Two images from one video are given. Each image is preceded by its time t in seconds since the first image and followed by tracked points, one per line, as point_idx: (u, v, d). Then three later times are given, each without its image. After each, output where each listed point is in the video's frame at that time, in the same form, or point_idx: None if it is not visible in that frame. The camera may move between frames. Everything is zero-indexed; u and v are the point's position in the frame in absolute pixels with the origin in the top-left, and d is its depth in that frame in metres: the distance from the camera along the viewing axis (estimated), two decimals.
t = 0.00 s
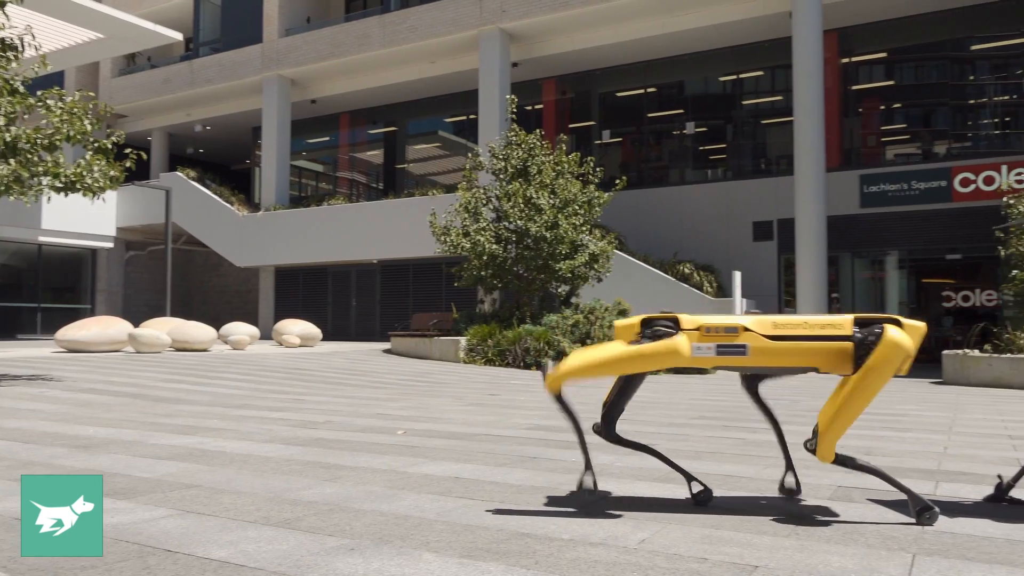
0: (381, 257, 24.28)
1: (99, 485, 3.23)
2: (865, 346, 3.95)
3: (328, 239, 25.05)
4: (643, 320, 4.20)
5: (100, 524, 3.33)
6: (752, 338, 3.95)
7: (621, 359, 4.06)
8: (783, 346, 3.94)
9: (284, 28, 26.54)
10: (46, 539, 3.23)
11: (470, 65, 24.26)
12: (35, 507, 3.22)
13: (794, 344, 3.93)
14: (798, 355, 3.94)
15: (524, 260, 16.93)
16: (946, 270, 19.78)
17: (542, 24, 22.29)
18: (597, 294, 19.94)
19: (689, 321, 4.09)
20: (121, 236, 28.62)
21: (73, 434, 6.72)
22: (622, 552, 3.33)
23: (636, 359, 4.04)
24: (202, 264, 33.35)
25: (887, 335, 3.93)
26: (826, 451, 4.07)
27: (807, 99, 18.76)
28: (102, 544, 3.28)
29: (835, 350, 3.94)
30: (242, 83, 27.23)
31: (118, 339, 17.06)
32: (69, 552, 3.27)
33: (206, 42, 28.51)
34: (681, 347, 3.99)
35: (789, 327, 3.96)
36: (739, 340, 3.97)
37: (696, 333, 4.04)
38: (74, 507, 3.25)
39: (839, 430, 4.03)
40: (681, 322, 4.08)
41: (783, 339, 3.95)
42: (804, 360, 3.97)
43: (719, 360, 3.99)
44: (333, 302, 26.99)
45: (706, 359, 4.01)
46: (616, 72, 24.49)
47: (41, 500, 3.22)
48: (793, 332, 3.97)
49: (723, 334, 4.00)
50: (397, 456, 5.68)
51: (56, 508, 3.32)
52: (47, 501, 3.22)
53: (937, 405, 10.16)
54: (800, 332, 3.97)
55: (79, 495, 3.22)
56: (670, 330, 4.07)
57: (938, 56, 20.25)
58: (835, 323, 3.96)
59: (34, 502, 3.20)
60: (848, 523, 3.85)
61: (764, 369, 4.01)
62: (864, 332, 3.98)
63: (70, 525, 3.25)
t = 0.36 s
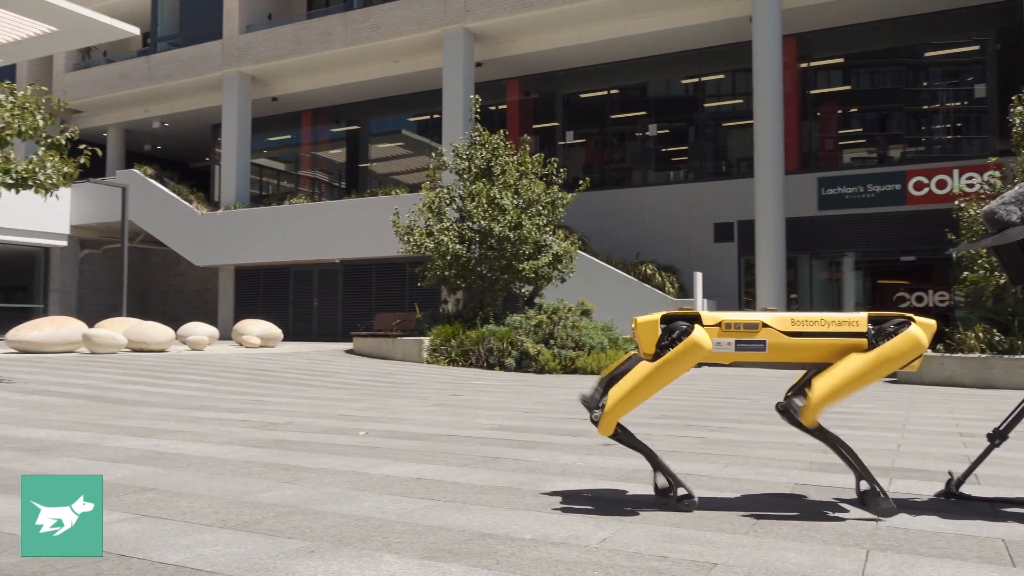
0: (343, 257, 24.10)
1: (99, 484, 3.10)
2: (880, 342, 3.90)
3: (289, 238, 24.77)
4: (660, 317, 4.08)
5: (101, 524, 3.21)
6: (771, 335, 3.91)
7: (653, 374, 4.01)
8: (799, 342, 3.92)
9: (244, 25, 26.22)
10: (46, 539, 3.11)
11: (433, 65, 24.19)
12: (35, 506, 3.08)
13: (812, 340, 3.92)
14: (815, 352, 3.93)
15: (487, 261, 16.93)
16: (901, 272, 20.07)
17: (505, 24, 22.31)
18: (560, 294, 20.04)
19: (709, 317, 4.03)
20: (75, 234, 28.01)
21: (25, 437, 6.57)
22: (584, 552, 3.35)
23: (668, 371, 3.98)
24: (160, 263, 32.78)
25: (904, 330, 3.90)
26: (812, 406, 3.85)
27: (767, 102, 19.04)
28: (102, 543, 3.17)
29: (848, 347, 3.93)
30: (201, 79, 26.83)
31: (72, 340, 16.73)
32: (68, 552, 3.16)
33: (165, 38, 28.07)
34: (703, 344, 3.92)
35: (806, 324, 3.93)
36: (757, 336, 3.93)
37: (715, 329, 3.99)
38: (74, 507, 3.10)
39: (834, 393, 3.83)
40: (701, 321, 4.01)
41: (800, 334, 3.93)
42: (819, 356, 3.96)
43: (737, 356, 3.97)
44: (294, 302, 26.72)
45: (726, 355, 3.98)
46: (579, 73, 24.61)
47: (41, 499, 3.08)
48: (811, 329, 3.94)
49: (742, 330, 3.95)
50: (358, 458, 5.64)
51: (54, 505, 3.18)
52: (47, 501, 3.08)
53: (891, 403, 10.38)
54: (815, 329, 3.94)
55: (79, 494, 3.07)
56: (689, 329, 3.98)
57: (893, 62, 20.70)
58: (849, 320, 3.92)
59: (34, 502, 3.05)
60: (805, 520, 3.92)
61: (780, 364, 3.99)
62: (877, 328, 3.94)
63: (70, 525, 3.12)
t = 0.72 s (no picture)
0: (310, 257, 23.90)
1: (98, 485, 3.16)
2: (839, 338, 3.95)
3: (255, 237, 24.50)
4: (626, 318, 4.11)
5: (100, 524, 3.26)
6: (734, 336, 3.93)
7: (619, 372, 4.04)
8: (762, 343, 3.93)
9: (209, 21, 25.88)
10: (46, 539, 3.19)
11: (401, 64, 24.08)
12: (35, 506, 3.15)
13: (773, 342, 3.93)
14: (777, 352, 3.95)
15: (456, 261, 16.90)
16: (863, 273, 20.40)
17: (474, 24, 22.28)
18: (529, 294, 20.09)
19: (674, 319, 4.07)
20: (34, 232, 27.44)
21: None
22: (550, 551, 3.36)
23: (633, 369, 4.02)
24: (122, 262, 32.26)
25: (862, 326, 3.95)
26: (786, 411, 3.86)
27: (733, 105, 19.22)
28: (102, 543, 3.24)
29: (808, 348, 3.95)
30: (165, 76, 26.42)
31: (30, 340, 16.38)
32: (68, 551, 3.22)
33: (127, 33, 27.63)
34: (668, 342, 3.96)
35: (768, 325, 3.95)
36: (721, 337, 3.96)
37: (680, 331, 4.02)
38: (74, 507, 3.17)
39: (805, 395, 3.85)
40: (666, 320, 4.05)
41: (762, 336, 3.94)
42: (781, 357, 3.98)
43: (701, 357, 4.00)
44: (260, 302, 26.45)
45: (691, 356, 4.00)
46: (548, 73, 24.69)
47: (41, 499, 3.16)
48: (773, 330, 3.95)
49: (706, 332, 3.98)
50: (324, 459, 5.60)
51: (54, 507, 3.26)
52: (47, 500, 3.16)
53: (853, 402, 10.55)
54: (777, 331, 3.96)
55: (79, 495, 3.14)
56: (653, 328, 4.02)
57: (856, 66, 21.06)
58: (809, 321, 3.96)
59: (34, 502, 3.13)
60: (769, 517, 3.96)
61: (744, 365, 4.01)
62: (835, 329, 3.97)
63: (70, 526, 3.19)
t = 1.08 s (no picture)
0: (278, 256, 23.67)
1: (99, 484, 3.15)
2: (807, 336, 3.97)
3: (222, 236, 24.20)
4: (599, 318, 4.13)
5: (100, 524, 3.25)
6: (705, 337, 3.96)
7: (590, 369, 4.06)
8: (732, 344, 3.96)
9: (175, 16, 25.54)
10: (47, 539, 3.17)
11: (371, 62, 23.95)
12: (35, 507, 3.15)
13: (742, 342, 3.96)
14: (747, 352, 3.98)
15: (426, 261, 16.84)
16: (828, 274, 20.69)
17: (445, 23, 22.22)
18: (499, 294, 20.08)
19: (645, 320, 4.10)
20: None
21: None
22: (518, 551, 3.37)
23: (603, 367, 4.05)
24: (85, 261, 31.70)
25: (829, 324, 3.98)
26: (755, 407, 3.84)
27: (702, 107, 19.36)
28: (103, 543, 3.23)
29: (776, 349, 3.98)
30: (130, 71, 26.00)
31: None
32: (68, 552, 3.21)
33: (91, 27, 27.31)
34: (640, 342, 3.98)
35: (738, 326, 3.98)
36: (692, 338, 3.99)
37: (651, 331, 4.05)
38: (74, 507, 3.16)
39: (774, 391, 3.85)
40: (637, 321, 4.07)
41: (731, 336, 3.98)
42: (751, 357, 4.01)
43: (673, 358, 4.02)
44: (227, 301, 26.16)
45: (662, 356, 4.03)
46: (519, 73, 24.71)
47: (41, 499, 3.16)
48: (742, 331, 3.98)
49: (677, 332, 4.02)
50: (291, 460, 5.56)
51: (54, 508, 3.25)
52: (48, 500, 3.16)
53: (819, 401, 10.69)
54: (747, 331, 3.99)
55: (79, 494, 3.13)
56: (625, 328, 4.04)
57: (822, 70, 21.36)
58: (778, 322, 3.99)
59: (34, 502, 3.13)
60: (734, 515, 4.00)
61: (715, 365, 4.03)
62: (802, 327, 4.00)
63: (70, 526, 3.18)
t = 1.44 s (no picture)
0: (246, 256, 23.42)
1: (98, 485, 3.20)
2: (776, 337, 4.00)
3: (189, 235, 23.89)
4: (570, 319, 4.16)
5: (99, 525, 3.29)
6: (676, 339, 3.99)
7: (559, 368, 4.08)
8: (702, 345, 4.00)
9: (141, 11, 25.16)
10: (47, 539, 3.22)
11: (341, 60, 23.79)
12: (35, 507, 3.19)
13: (712, 344, 4.00)
14: (717, 353, 4.02)
15: (396, 260, 16.76)
16: (795, 275, 20.94)
17: (415, 22, 22.13)
18: (470, 294, 20.06)
19: (616, 321, 4.12)
20: None
21: None
22: (487, 552, 3.37)
23: (573, 366, 4.06)
24: (47, 260, 31.12)
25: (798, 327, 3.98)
26: (721, 408, 3.87)
27: (672, 109, 19.47)
28: (102, 544, 3.26)
29: (746, 350, 4.02)
30: (94, 67, 25.56)
31: None
32: (68, 551, 3.25)
33: (53, 21, 27.03)
34: (610, 343, 4.00)
35: (708, 327, 4.01)
36: (662, 340, 4.01)
37: (622, 333, 4.08)
38: (74, 507, 3.21)
39: (740, 393, 3.88)
40: (608, 321, 4.09)
41: (702, 338, 4.01)
42: (721, 357, 4.05)
43: (643, 359, 4.05)
44: (194, 301, 25.85)
45: (632, 358, 4.07)
46: (490, 73, 24.71)
47: (41, 499, 3.20)
48: (712, 332, 4.02)
49: (648, 334, 4.04)
50: (259, 461, 5.51)
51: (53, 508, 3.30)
52: (47, 501, 3.20)
53: (786, 401, 10.82)
54: (716, 332, 4.02)
55: (78, 495, 3.19)
56: (595, 329, 4.07)
57: (789, 73, 21.63)
58: (748, 323, 4.01)
59: (34, 502, 3.17)
60: (701, 514, 4.04)
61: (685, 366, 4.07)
62: (771, 329, 4.02)
63: (70, 526, 3.23)
